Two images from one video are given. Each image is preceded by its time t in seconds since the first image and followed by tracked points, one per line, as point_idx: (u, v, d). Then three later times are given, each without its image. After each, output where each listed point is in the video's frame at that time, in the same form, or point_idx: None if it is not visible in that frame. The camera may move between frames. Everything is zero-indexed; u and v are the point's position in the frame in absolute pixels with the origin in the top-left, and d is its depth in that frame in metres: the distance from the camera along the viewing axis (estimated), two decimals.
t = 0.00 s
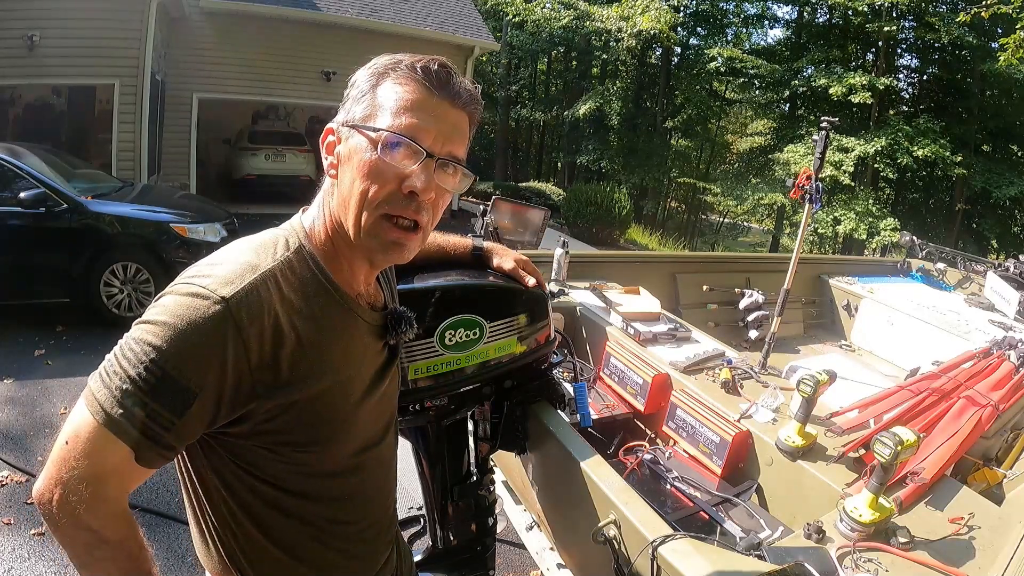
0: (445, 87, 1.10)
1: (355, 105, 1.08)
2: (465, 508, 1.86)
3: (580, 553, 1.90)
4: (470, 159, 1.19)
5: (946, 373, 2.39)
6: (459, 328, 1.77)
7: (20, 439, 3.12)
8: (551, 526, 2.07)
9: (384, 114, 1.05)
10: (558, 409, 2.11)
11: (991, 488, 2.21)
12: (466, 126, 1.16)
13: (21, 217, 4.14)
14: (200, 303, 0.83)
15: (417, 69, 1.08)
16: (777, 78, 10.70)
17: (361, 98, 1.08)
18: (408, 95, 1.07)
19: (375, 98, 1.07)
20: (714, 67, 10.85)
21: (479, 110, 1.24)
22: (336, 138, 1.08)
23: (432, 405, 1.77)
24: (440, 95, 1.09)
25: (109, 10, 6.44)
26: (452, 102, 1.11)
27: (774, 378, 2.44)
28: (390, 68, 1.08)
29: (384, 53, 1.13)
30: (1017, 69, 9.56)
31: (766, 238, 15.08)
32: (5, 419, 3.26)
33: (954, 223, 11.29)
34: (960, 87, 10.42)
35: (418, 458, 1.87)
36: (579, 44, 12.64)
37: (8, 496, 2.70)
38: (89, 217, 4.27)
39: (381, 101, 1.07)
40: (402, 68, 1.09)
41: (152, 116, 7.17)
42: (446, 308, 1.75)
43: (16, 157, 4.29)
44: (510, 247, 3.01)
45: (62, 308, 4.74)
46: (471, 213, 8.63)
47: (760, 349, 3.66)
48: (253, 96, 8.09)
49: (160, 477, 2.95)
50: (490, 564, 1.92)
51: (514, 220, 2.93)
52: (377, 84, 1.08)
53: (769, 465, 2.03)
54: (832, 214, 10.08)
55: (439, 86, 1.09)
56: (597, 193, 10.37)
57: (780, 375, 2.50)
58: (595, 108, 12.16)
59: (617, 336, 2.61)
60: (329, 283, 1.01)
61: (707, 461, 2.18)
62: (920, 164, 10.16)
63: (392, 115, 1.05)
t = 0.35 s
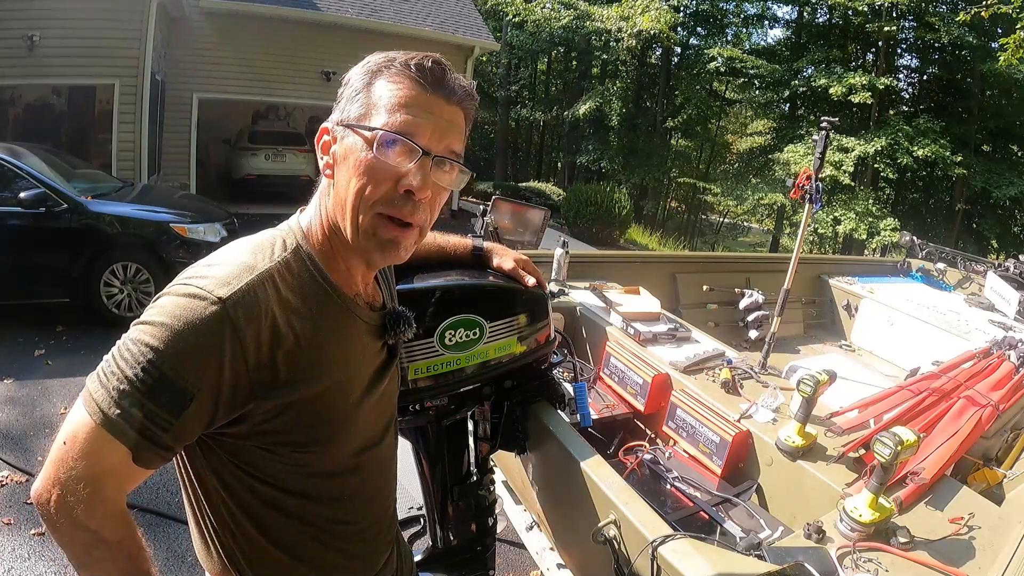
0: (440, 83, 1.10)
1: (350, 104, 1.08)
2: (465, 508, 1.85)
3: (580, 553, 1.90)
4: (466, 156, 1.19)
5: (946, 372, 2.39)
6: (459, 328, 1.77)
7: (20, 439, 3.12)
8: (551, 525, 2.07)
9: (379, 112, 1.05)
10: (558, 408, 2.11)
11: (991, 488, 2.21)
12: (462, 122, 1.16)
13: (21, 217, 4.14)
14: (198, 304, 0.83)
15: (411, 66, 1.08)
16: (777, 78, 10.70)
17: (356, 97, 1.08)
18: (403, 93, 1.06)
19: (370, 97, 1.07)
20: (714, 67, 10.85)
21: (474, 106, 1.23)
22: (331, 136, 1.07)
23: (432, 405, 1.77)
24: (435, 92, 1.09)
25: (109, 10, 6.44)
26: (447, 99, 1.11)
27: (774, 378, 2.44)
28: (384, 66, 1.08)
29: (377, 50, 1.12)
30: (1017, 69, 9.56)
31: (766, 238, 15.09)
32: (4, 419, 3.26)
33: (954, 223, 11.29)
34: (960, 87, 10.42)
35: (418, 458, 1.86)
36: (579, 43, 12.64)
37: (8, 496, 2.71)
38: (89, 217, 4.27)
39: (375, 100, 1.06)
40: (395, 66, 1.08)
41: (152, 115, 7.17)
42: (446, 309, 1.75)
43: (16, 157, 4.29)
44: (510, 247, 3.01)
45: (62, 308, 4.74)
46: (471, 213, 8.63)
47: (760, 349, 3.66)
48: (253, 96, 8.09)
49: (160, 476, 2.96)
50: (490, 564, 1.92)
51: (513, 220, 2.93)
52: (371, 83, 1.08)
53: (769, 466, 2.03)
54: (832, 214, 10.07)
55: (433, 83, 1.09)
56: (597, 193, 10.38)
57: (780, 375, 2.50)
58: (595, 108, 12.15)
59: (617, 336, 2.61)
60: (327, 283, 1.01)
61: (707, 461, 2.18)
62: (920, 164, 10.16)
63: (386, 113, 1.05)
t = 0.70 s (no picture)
0: (440, 83, 1.10)
1: (350, 105, 1.07)
2: (464, 508, 1.85)
3: (580, 553, 1.90)
4: (465, 155, 1.19)
5: (946, 373, 2.39)
6: (459, 328, 1.78)
7: (20, 439, 3.12)
8: (551, 525, 2.07)
9: (379, 113, 1.05)
10: (558, 408, 2.11)
11: (991, 488, 2.21)
12: (463, 122, 1.16)
13: (21, 217, 4.13)
14: (200, 304, 0.83)
15: (411, 66, 1.07)
16: (778, 77, 10.69)
17: (356, 97, 1.08)
18: (404, 94, 1.06)
19: (370, 97, 1.06)
20: (714, 67, 10.85)
21: (474, 105, 1.23)
22: (331, 138, 1.07)
23: (432, 405, 1.77)
24: (435, 92, 1.09)
25: (109, 10, 6.44)
26: (448, 99, 1.10)
27: (774, 378, 2.44)
28: (384, 66, 1.08)
29: (377, 49, 1.12)
30: (1017, 69, 9.56)
31: (766, 238, 15.11)
32: (4, 419, 3.26)
33: (954, 223, 11.29)
34: (960, 87, 10.42)
35: (418, 458, 1.86)
36: (579, 43, 12.64)
37: (7, 496, 2.71)
38: (89, 217, 4.27)
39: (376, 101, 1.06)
40: (395, 67, 1.08)
41: (152, 115, 7.17)
42: (447, 309, 1.75)
43: (16, 157, 4.28)
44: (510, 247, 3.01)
45: (62, 308, 4.74)
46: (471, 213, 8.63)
47: (760, 348, 3.66)
48: (253, 96, 8.09)
49: (159, 477, 2.96)
50: (490, 564, 1.91)
51: (514, 220, 2.93)
52: (372, 83, 1.07)
53: (769, 465, 2.04)
54: (832, 214, 10.07)
55: (433, 82, 1.09)
56: (597, 193, 10.39)
57: (780, 374, 2.50)
58: (595, 108, 12.15)
59: (617, 336, 2.61)
60: (327, 284, 1.01)
61: (707, 461, 2.18)
62: (920, 164, 10.16)
63: (386, 114, 1.05)
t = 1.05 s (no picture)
0: (416, 68, 1.09)
1: (329, 99, 1.07)
2: (465, 509, 1.85)
3: (580, 553, 1.89)
4: (451, 139, 1.19)
5: (945, 373, 2.39)
6: (459, 328, 1.78)
7: (20, 438, 3.12)
8: (551, 525, 2.07)
9: (360, 103, 1.05)
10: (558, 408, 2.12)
11: (991, 488, 2.21)
12: (444, 106, 1.15)
13: (21, 217, 4.13)
14: (201, 302, 0.83)
15: (386, 54, 1.08)
16: (777, 78, 10.70)
17: (335, 91, 1.08)
18: (384, 84, 1.06)
19: (350, 89, 1.06)
20: (714, 67, 10.85)
21: (455, 88, 1.23)
22: (314, 135, 1.08)
23: (432, 405, 1.77)
24: (414, 78, 1.09)
25: (109, 10, 6.44)
26: (425, 84, 1.10)
27: (774, 378, 2.44)
28: (360, 58, 1.08)
29: (352, 43, 1.12)
30: (1017, 69, 9.56)
31: (767, 238, 15.12)
32: (4, 419, 3.27)
33: (954, 223, 11.29)
34: (960, 86, 10.42)
35: (419, 458, 1.86)
36: (579, 43, 12.65)
37: (7, 497, 2.71)
38: (89, 217, 4.27)
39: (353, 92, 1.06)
40: (371, 56, 1.08)
41: (152, 115, 7.17)
42: (446, 309, 1.75)
43: (16, 157, 4.28)
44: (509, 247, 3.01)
45: (62, 308, 4.74)
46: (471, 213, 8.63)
47: (760, 348, 3.66)
48: (253, 96, 8.09)
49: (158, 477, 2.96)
50: (490, 564, 1.90)
51: (513, 220, 2.93)
52: (350, 76, 1.08)
53: (769, 465, 2.03)
54: (832, 214, 10.06)
55: (409, 67, 1.09)
56: (597, 193, 10.39)
57: (780, 375, 2.50)
58: (595, 108, 12.16)
59: (617, 336, 2.61)
60: (324, 279, 1.02)
61: (707, 461, 2.18)
62: (920, 164, 10.16)
63: (368, 103, 1.05)
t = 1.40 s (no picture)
0: (436, 78, 1.13)
1: (349, 98, 1.11)
2: (464, 509, 1.84)
3: (580, 552, 1.90)
4: (462, 153, 1.22)
5: (945, 373, 2.39)
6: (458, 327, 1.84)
7: (20, 439, 3.12)
8: (551, 525, 2.07)
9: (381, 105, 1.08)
10: (559, 408, 2.14)
11: (991, 488, 2.21)
12: (461, 120, 1.19)
13: (21, 217, 4.13)
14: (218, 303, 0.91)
15: (409, 60, 1.11)
16: (777, 77, 10.71)
17: (355, 90, 1.12)
18: (404, 88, 1.10)
19: (368, 91, 1.11)
20: (714, 67, 10.82)
21: (473, 103, 1.27)
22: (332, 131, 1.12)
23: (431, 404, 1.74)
24: (432, 87, 1.12)
25: (109, 10, 6.44)
26: (444, 96, 1.14)
27: (774, 378, 2.44)
28: (385, 60, 1.12)
29: (381, 46, 1.17)
30: (1017, 69, 9.56)
31: (767, 238, 15.14)
32: (4, 419, 3.27)
33: (954, 223, 11.29)
34: (960, 87, 10.42)
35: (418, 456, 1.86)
36: (579, 43, 12.65)
37: (8, 496, 2.72)
38: (89, 217, 4.27)
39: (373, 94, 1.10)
40: (396, 61, 1.12)
41: (152, 115, 7.17)
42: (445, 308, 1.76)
43: (16, 157, 4.28)
44: (509, 246, 3.01)
45: (61, 308, 4.74)
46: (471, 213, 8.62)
47: (760, 349, 3.65)
48: (253, 96, 8.09)
49: (159, 476, 2.97)
50: (490, 565, 1.90)
51: (513, 220, 2.93)
52: (374, 78, 1.12)
53: (770, 465, 2.03)
54: (832, 214, 10.06)
55: (431, 78, 1.12)
56: (597, 193, 10.40)
57: (780, 375, 2.50)
58: (595, 108, 12.16)
59: (617, 336, 2.62)
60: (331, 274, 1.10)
61: (707, 461, 2.17)
62: (920, 164, 10.16)
63: (384, 106, 1.09)
